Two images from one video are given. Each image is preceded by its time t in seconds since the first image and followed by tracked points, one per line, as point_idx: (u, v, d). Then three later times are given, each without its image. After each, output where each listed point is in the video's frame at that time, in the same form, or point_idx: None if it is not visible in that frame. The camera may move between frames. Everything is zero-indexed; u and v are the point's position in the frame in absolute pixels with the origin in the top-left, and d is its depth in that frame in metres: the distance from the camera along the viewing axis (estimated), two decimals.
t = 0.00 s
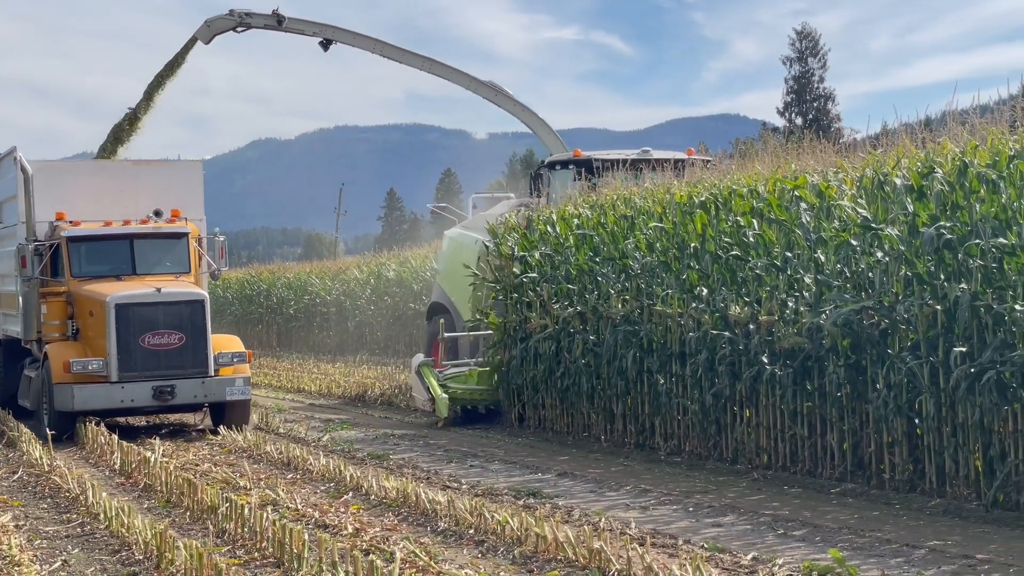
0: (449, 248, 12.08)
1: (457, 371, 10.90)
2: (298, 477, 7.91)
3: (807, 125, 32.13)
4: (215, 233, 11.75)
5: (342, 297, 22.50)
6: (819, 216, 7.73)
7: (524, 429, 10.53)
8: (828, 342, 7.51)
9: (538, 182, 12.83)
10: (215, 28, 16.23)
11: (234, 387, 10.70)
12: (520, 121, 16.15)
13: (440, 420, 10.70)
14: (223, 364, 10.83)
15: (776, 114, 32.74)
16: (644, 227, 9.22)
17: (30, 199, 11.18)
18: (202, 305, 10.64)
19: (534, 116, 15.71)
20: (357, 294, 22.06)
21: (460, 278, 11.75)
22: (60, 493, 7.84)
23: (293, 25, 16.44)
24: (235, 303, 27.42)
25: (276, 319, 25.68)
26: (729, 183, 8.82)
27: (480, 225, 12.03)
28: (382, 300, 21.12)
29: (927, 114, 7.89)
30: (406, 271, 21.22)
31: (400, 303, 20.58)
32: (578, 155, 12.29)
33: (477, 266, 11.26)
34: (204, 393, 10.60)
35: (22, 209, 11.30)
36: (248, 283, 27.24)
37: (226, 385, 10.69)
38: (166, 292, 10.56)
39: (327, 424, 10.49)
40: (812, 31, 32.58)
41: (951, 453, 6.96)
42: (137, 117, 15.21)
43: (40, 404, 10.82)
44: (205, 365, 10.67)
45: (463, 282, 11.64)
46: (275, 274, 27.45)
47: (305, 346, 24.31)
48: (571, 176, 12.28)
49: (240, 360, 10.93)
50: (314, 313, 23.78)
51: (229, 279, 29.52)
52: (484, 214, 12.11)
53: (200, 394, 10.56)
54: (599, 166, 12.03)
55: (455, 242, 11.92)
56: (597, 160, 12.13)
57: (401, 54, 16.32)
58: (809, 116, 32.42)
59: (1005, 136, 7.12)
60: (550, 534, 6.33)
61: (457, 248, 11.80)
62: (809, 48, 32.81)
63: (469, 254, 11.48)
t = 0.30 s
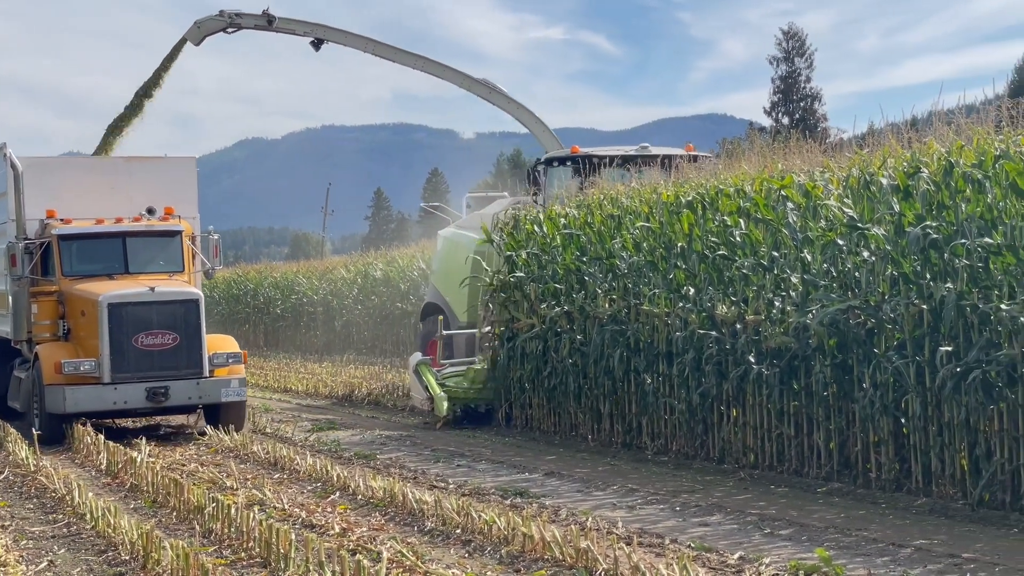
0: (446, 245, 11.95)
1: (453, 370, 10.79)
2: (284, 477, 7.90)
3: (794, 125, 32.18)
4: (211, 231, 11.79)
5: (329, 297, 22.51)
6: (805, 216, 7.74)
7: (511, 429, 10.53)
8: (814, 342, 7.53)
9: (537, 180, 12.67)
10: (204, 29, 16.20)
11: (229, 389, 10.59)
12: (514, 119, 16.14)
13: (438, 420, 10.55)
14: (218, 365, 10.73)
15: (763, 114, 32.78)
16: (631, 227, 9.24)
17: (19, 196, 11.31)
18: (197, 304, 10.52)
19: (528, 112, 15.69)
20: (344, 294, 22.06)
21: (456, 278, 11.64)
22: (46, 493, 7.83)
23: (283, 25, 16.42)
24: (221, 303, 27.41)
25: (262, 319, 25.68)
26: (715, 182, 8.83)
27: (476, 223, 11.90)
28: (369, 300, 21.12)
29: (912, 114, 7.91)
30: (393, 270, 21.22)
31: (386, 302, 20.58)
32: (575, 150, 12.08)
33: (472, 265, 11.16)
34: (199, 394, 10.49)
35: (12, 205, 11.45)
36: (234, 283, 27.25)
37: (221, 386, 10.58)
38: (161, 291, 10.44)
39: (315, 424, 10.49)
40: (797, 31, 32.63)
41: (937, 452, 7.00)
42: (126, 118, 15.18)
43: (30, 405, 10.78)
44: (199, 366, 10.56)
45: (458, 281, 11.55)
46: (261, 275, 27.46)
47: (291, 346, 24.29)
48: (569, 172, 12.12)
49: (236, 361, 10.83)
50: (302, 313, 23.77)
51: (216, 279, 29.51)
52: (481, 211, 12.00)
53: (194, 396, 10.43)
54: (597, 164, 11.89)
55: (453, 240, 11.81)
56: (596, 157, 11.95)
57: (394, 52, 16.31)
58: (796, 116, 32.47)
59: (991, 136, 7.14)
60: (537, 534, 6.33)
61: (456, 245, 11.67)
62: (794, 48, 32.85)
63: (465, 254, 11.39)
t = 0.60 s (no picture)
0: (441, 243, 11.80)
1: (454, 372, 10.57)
2: (271, 478, 7.90)
3: (781, 126, 32.21)
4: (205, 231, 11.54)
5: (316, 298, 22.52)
6: (792, 217, 7.76)
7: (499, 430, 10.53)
8: (801, 343, 7.54)
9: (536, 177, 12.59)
10: (200, 23, 16.17)
11: (225, 392, 10.47)
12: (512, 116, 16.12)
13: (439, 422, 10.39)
14: (214, 367, 10.59)
15: (751, 114, 32.82)
16: (618, 227, 9.25)
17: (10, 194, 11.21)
18: (193, 305, 10.39)
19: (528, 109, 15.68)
20: (332, 294, 22.06)
21: (453, 277, 11.50)
22: (32, 494, 7.82)
23: (280, 19, 16.38)
24: (209, 304, 27.41)
25: (249, 320, 25.67)
26: (703, 183, 8.83)
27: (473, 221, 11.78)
28: (356, 301, 21.13)
29: (900, 115, 7.93)
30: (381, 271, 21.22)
31: (374, 303, 20.57)
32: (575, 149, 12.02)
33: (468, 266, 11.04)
34: (194, 396, 10.37)
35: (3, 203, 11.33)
36: (221, 284, 27.26)
37: (216, 389, 10.45)
38: (156, 292, 10.31)
39: (302, 425, 10.49)
40: (785, 31, 32.66)
41: (923, 453, 7.03)
42: (120, 115, 15.16)
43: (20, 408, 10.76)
44: (195, 368, 10.43)
45: (455, 280, 11.43)
46: (249, 276, 27.48)
47: (279, 347, 24.28)
48: (568, 171, 12.08)
49: (231, 363, 10.68)
50: (289, 313, 23.75)
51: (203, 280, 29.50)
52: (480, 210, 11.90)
53: (189, 399, 10.32)
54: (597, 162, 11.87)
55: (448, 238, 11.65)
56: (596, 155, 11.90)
57: (392, 48, 16.29)
58: (783, 117, 32.51)
59: (977, 137, 7.17)
60: (524, 535, 6.32)
61: (452, 244, 11.52)
62: (782, 48, 32.89)
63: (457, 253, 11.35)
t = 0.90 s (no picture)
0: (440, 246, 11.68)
1: (453, 378, 10.46)
2: (257, 481, 7.89)
3: (768, 129, 32.26)
4: (198, 231, 11.70)
5: (304, 300, 22.54)
6: (779, 220, 7.80)
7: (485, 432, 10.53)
8: (787, 346, 7.56)
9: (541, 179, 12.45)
10: (195, 19, 16.15)
11: (220, 396, 10.27)
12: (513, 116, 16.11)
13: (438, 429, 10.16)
14: (208, 371, 10.34)
15: (738, 116, 32.86)
16: (605, 230, 9.26)
17: None
18: (186, 307, 10.24)
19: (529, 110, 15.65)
20: (319, 296, 22.05)
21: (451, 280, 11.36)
22: (18, 497, 7.80)
23: (276, 16, 16.36)
24: (196, 307, 27.39)
25: (236, 322, 25.66)
26: (690, 186, 8.84)
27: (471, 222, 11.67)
28: (343, 303, 21.14)
29: (886, 118, 7.94)
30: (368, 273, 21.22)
31: (361, 306, 20.58)
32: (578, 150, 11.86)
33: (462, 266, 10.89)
34: (188, 401, 10.16)
35: None
36: (208, 287, 27.25)
37: (211, 393, 10.24)
38: (149, 294, 10.16)
39: (289, 428, 10.50)
40: (773, 34, 32.71)
41: (909, 455, 7.06)
42: (113, 112, 15.14)
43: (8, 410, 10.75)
44: (189, 372, 10.25)
45: (453, 281, 11.27)
46: (236, 278, 27.46)
47: (265, 349, 24.26)
48: (570, 172, 11.89)
49: (226, 366, 10.47)
50: (276, 315, 23.75)
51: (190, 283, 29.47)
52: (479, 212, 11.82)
53: (183, 403, 10.11)
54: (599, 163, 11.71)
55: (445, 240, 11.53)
56: (599, 156, 11.74)
57: (391, 46, 16.27)
58: (770, 120, 32.56)
59: (963, 140, 7.20)
60: (511, 537, 6.32)
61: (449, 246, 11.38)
62: (769, 51, 32.96)
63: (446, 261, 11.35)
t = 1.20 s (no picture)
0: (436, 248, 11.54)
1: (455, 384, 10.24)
2: (243, 485, 7.88)
3: (755, 133, 32.34)
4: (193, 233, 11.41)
5: (290, 304, 22.56)
6: (765, 223, 7.83)
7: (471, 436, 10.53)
8: (774, 349, 7.57)
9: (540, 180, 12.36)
10: (187, 19, 16.12)
11: (217, 402, 9.96)
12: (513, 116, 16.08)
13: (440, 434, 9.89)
14: (204, 376, 10.08)
15: (724, 120, 32.94)
16: (592, 234, 9.27)
17: None
18: (181, 311, 9.97)
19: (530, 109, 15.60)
20: (305, 300, 22.08)
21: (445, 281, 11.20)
22: (3, 502, 7.77)
23: (270, 15, 16.35)
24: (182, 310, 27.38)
25: (223, 326, 25.65)
26: (676, 190, 8.86)
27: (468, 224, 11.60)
28: (331, 307, 21.17)
29: (872, 122, 7.98)
30: (354, 277, 21.23)
31: (348, 309, 20.59)
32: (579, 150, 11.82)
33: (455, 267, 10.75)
34: (183, 407, 9.86)
35: None
36: (195, 291, 27.24)
37: (206, 399, 9.94)
38: (143, 297, 9.88)
39: (275, 432, 10.50)
40: (758, 39, 32.77)
41: (895, 458, 7.09)
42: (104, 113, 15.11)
43: None
44: (184, 378, 9.97)
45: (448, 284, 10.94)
46: (223, 282, 27.46)
47: (251, 353, 24.26)
48: (572, 174, 11.87)
49: (221, 371, 10.20)
50: (263, 319, 23.76)
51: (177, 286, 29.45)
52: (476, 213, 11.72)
53: (178, 409, 9.81)
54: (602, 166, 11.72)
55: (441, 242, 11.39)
56: (603, 158, 11.77)
57: (389, 45, 16.25)
58: (757, 123, 32.63)
59: (948, 144, 7.24)
60: (497, 540, 6.31)
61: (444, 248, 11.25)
62: (754, 55, 33.01)
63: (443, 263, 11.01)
